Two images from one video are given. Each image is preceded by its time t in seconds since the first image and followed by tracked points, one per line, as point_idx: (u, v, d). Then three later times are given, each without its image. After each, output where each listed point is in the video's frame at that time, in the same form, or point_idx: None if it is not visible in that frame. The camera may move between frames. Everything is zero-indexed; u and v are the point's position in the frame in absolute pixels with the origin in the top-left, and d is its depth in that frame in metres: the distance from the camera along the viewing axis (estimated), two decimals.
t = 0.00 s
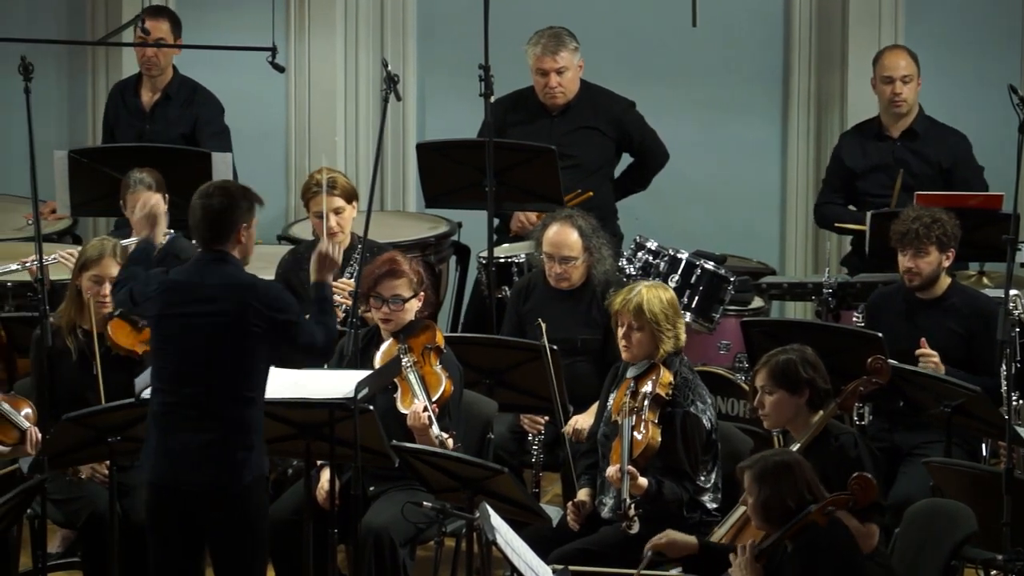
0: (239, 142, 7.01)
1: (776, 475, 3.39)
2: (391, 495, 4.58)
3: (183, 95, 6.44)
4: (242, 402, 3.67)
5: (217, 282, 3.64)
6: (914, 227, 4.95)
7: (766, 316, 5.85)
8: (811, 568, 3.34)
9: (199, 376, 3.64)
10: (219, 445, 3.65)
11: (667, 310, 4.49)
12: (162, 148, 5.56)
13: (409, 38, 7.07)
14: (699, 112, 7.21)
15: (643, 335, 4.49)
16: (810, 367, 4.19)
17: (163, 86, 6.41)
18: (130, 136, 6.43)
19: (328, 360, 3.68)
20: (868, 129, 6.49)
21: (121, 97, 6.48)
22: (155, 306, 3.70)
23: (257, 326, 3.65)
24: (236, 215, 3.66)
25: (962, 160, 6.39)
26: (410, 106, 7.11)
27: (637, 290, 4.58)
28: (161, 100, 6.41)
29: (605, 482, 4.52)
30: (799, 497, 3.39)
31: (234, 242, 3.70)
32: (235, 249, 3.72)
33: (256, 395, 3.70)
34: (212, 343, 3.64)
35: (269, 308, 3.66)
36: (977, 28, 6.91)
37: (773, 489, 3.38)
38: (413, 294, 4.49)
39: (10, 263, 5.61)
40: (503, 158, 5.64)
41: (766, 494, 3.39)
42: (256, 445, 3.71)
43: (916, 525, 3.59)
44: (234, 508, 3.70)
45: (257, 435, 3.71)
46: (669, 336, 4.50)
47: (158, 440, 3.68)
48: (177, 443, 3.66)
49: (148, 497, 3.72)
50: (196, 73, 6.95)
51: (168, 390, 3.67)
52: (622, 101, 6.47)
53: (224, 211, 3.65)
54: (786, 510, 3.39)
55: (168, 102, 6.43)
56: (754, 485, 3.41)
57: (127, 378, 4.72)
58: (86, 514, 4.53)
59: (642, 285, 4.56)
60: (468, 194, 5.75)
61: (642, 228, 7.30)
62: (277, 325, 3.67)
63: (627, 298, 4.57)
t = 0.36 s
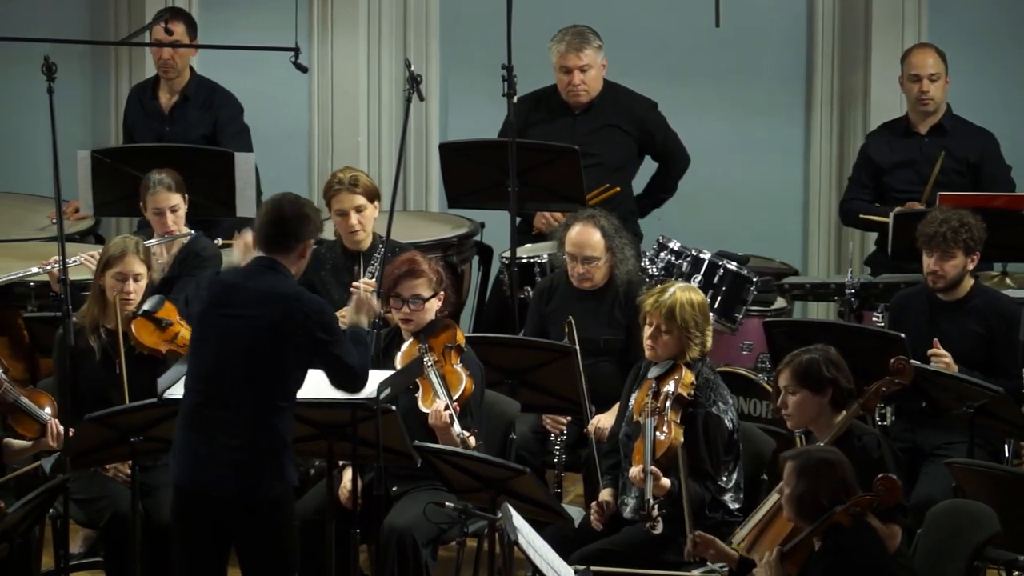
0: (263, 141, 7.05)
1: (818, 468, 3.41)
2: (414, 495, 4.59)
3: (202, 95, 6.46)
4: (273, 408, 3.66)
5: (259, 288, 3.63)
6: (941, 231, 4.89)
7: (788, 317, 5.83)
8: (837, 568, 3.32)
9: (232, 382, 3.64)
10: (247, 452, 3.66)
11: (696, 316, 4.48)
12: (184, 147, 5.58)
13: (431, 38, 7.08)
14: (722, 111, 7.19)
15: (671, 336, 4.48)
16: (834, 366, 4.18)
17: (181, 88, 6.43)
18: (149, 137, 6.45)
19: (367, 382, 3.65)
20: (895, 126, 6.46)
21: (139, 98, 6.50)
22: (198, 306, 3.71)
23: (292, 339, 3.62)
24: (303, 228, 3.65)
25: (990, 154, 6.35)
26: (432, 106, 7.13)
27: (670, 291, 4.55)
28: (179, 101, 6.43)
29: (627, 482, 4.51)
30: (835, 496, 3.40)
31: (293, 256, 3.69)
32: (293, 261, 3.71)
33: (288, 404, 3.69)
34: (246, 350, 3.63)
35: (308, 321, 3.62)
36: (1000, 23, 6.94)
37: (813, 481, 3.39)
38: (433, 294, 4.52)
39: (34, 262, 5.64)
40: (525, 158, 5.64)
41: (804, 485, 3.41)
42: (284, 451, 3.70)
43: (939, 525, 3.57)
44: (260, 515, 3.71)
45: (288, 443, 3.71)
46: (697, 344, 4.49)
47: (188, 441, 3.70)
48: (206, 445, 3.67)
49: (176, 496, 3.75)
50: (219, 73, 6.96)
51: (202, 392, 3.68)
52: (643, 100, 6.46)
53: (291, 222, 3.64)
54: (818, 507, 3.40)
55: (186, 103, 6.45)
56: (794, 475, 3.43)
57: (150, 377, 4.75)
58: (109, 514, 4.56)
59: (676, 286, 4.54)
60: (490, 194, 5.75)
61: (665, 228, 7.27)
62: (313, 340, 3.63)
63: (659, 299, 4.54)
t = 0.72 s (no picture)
0: (282, 141, 7.05)
1: (858, 466, 3.41)
2: (431, 496, 4.58)
3: (218, 96, 6.47)
4: (296, 409, 3.67)
5: (284, 290, 3.65)
6: (963, 236, 4.86)
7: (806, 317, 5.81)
8: (858, 565, 3.30)
9: (253, 382, 3.65)
10: (268, 452, 3.66)
11: (723, 321, 4.49)
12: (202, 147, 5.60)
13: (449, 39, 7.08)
14: (740, 111, 7.17)
15: (696, 340, 4.48)
16: (853, 367, 4.19)
17: (198, 88, 6.45)
18: (166, 137, 6.47)
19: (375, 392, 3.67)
20: (915, 126, 6.44)
21: (157, 98, 6.52)
22: (219, 307, 3.72)
23: (316, 338, 3.64)
24: (324, 230, 3.70)
25: (1011, 153, 6.31)
26: (451, 107, 7.13)
27: (698, 294, 4.56)
28: (196, 102, 6.44)
29: (646, 483, 4.50)
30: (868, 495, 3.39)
31: (315, 258, 3.74)
32: (314, 264, 3.76)
33: (309, 404, 3.71)
34: (268, 349, 3.64)
35: (331, 319, 3.65)
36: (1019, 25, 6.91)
37: (850, 477, 3.40)
38: (439, 291, 4.50)
39: (52, 262, 5.66)
40: (544, 158, 5.63)
41: (841, 480, 3.42)
42: (306, 452, 3.72)
43: (956, 527, 3.55)
44: (280, 515, 3.71)
45: (308, 443, 3.72)
46: (723, 348, 4.49)
47: (208, 441, 3.69)
48: (227, 445, 3.67)
49: (195, 497, 3.74)
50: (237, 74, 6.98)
51: (222, 392, 3.68)
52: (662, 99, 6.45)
53: (313, 226, 3.69)
54: (851, 503, 3.40)
55: (203, 103, 6.46)
56: (836, 469, 3.44)
57: (168, 377, 4.77)
58: (127, 514, 4.58)
59: (702, 290, 4.55)
60: (508, 194, 5.75)
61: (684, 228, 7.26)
62: (335, 339, 3.66)
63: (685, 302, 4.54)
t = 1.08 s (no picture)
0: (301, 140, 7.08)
1: (898, 465, 3.45)
2: (452, 495, 4.60)
3: (239, 96, 6.49)
4: (308, 403, 3.69)
5: (284, 284, 3.67)
6: (983, 237, 4.85)
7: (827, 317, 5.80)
8: (885, 565, 3.35)
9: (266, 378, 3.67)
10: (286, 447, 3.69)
11: (745, 322, 4.49)
12: (223, 148, 5.62)
13: (471, 39, 7.08)
14: (761, 111, 7.17)
15: (719, 341, 4.49)
16: (875, 367, 4.22)
17: (219, 88, 6.47)
18: (187, 137, 6.49)
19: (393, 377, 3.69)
20: (937, 126, 6.42)
21: (178, 99, 6.54)
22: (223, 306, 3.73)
23: (324, 331, 3.66)
24: (309, 216, 3.71)
25: None
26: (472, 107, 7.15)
27: (720, 296, 4.57)
28: (217, 102, 6.47)
29: (666, 485, 4.48)
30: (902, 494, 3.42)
31: (305, 245, 3.74)
32: (305, 251, 3.77)
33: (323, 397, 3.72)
34: (278, 346, 3.66)
35: (336, 310, 3.67)
36: None
37: (887, 475, 3.44)
38: (454, 291, 4.51)
39: (72, 262, 5.69)
40: (565, 158, 5.64)
41: (880, 477, 3.46)
42: (322, 446, 3.73)
43: (978, 527, 3.55)
44: (302, 510, 3.74)
45: (325, 436, 3.74)
46: (746, 348, 4.50)
47: (224, 440, 3.72)
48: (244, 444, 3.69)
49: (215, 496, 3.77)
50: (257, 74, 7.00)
51: (235, 390, 3.70)
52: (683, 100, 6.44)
53: (296, 213, 3.70)
54: (884, 500, 3.43)
55: (224, 103, 6.48)
56: (878, 465, 3.49)
57: (189, 377, 4.80)
58: (148, 514, 4.61)
59: (725, 291, 4.55)
60: (528, 194, 5.76)
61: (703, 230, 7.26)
62: (343, 330, 3.68)
63: (707, 304, 4.55)
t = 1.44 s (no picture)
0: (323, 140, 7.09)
1: (927, 465, 3.50)
2: (473, 496, 4.62)
3: (262, 96, 6.51)
4: (323, 403, 3.71)
5: (293, 285, 3.69)
6: (1004, 240, 4.83)
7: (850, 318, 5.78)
8: (912, 565, 3.36)
9: (283, 378, 3.68)
10: (305, 446, 3.71)
11: (768, 324, 4.49)
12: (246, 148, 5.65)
13: (494, 40, 7.09)
14: (784, 111, 7.16)
15: (742, 342, 4.49)
16: (899, 367, 4.22)
17: (242, 89, 6.49)
18: (210, 137, 6.51)
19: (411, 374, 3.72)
20: (960, 127, 6.41)
21: (201, 99, 6.56)
22: (233, 309, 3.73)
23: (340, 330, 3.70)
24: (307, 221, 3.75)
25: None
26: (494, 106, 7.14)
27: (743, 297, 4.56)
28: (240, 103, 6.49)
29: (688, 484, 4.52)
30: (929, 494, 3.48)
31: (305, 250, 3.78)
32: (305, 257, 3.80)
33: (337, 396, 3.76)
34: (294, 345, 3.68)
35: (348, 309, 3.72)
36: None
37: (916, 474, 3.49)
38: (488, 293, 4.55)
39: (96, 262, 5.71)
40: (587, 159, 5.64)
41: (908, 475, 3.51)
42: (338, 444, 3.76)
43: (1000, 528, 3.54)
44: (321, 509, 3.76)
45: (340, 435, 3.77)
46: (769, 350, 4.51)
47: (241, 442, 3.72)
48: (263, 444, 3.70)
49: (233, 499, 3.77)
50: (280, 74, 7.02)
51: (251, 392, 3.71)
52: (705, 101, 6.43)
53: (295, 219, 3.74)
54: (912, 500, 3.49)
55: (248, 104, 6.50)
56: (907, 464, 3.54)
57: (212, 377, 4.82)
58: (170, 513, 4.63)
59: (748, 293, 4.54)
60: (551, 194, 5.77)
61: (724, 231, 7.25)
62: (356, 329, 3.74)
63: (731, 305, 4.54)
